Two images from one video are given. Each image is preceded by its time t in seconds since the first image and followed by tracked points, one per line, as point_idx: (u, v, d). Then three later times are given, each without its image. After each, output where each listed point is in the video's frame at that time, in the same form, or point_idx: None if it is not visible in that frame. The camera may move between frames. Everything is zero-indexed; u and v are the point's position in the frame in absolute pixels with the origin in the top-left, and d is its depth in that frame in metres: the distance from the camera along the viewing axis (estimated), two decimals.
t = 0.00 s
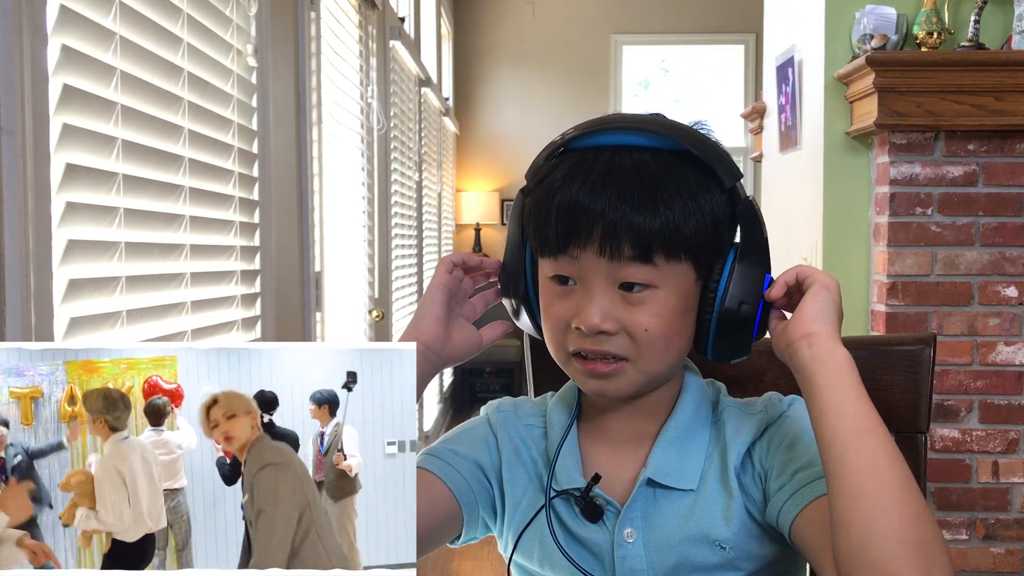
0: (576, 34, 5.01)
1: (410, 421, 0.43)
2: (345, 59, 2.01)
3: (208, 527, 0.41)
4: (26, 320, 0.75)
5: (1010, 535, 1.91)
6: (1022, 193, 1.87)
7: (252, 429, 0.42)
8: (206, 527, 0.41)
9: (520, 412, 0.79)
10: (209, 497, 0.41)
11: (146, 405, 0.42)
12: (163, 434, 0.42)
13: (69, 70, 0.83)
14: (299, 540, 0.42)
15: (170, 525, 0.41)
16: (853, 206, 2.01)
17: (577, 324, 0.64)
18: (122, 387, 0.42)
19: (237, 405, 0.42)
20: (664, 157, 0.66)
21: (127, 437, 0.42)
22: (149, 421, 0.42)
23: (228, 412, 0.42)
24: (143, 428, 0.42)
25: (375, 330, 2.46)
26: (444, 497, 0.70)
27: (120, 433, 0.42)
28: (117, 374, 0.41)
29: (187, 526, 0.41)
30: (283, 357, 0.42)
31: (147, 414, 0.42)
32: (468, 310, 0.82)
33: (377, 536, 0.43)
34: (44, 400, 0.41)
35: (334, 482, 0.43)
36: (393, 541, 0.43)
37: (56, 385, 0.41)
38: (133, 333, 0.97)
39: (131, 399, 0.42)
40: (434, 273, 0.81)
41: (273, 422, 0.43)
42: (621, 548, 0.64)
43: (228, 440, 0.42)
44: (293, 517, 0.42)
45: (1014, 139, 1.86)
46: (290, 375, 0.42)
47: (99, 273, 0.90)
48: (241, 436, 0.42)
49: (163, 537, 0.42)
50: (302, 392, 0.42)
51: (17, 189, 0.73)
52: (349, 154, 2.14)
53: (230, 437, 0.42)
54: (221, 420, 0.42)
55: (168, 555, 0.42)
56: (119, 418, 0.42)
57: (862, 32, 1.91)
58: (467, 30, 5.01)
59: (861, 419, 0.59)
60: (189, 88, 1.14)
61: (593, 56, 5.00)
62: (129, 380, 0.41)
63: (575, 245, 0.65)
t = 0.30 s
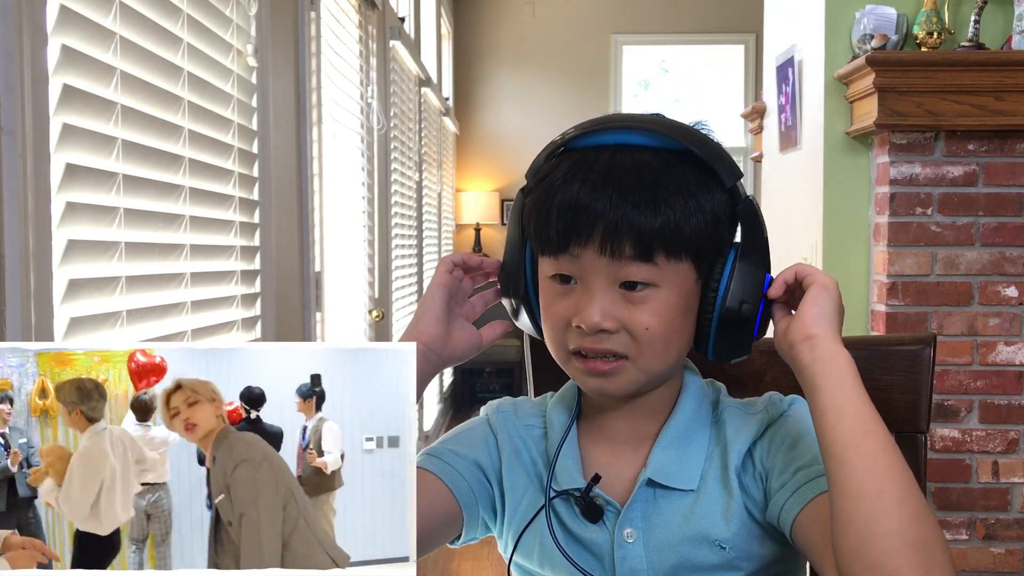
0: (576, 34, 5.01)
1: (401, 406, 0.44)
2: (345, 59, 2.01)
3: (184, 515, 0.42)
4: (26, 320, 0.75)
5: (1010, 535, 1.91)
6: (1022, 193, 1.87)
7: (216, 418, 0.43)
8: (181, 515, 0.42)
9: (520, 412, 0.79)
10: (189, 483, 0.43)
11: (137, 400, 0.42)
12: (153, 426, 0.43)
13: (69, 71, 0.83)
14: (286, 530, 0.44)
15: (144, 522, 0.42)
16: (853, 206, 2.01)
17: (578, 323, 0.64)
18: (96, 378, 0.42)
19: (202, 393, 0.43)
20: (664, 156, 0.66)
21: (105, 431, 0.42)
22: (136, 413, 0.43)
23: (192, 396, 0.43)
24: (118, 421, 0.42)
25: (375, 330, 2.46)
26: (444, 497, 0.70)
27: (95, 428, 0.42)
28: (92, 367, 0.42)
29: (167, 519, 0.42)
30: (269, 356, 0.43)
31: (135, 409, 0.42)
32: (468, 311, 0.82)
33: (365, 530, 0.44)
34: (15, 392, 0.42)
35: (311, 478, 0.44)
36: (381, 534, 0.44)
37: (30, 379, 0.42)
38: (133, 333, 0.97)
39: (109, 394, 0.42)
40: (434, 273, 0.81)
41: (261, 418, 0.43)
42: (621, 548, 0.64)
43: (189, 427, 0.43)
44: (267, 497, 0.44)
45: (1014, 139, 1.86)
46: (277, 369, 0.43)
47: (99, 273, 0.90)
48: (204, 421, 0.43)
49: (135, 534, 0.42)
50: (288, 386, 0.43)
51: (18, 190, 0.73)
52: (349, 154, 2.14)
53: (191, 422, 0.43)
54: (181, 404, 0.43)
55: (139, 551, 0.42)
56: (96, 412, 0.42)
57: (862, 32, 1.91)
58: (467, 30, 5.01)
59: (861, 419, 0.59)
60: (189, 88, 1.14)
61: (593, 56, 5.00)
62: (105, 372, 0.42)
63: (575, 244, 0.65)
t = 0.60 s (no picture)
0: (576, 34, 5.01)
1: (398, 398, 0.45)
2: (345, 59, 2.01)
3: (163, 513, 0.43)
4: (26, 321, 0.75)
5: (1010, 535, 1.91)
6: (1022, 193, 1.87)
7: (205, 457, 0.44)
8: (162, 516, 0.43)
9: (520, 413, 0.79)
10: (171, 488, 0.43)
11: (119, 394, 0.43)
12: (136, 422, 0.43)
13: (69, 70, 0.83)
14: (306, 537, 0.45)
15: (122, 526, 0.43)
16: (852, 207, 2.01)
17: (577, 323, 0.64)
18: (73, 371, 0.43)
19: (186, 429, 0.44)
20: (664, 156, 0.66)
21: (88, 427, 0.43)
22: (119, 408, 0.43)
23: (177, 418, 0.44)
24: (100, 416, 0.43)
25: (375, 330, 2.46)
26: (444, 497, 0.70)
27: (79, 423, 0.43)
28: (67, 357, 0.43)
29: (145, 527, 0.43)
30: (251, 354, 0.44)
31: (119, 402, 0.43)
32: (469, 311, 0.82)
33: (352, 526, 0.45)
34: None
35: (297, 478, 0.44)
36: (380, 534, 0.45)
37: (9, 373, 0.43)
38: (133, 333, 0.97)
39: (88, 387, 0.43)
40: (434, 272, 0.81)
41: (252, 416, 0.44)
42: (621, 549, 0.64)
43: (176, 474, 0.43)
44: (274, 530, 0.45)
45: (1014, 139, 1.86)
46: (262, 366, 0.44)
47: (99, 273, 0.90)
48: (189, 462, 0.44)
49: (116, 538, 0.43)
50: (270, 382, 0.44)
51: (17, 190, 0.73)
52: (349, 154, 2.14)
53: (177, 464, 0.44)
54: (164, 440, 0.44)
55: (121, 553, 0.43)
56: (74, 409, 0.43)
57: (862, 33, 1.91)
58: (467, 31, 5.01)
59: (861, 419, 0.59)
60: (189, 88, 1.14)
61: (593, 56, 5.00)
62: (80, 363, 0.43)
63: (575, 244, 0.65)
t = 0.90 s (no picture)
0: (576, 34, 5.01)
1: (404, 406, 0.43)
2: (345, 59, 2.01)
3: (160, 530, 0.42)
4: (26, 320, 0.75)
5: (1010, 535, 1.90)
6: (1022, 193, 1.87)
7: (284, 440, 0.43)
8: (164, 530, 0.42)
9: (520, 413, 0.79)
10: (169, 499, 0.42)
11: (112, 395, 0.42)
12: (130, 427, 0.42)
13: (69, 70, 0.83)
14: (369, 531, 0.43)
15: (113, 541, 0.42)
16: (853, 207, 2.01)
17: (576, 321, 0.64)
18: (63, 370, 0.42)
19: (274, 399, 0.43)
20: (665, 156, 0.66)
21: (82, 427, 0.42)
22: (112, 410, 0.41)
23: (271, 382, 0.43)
24: (91, 420, 0.42)
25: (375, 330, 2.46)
26: (444, 497, 0.70)
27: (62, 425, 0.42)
28: (55, 355, 0.41)
29: (137, 539, 0.42)
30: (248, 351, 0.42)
31: (112, 404, 0.42)
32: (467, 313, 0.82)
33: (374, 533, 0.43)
34: None
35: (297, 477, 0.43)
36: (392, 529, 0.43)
37: None
38: (133, 333, 0.97)
39: (79, 387, 0.42)
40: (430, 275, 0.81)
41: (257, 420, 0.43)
42: (621, 548, 0.64)
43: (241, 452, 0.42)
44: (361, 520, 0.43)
45: (1014, 139, 1.86)
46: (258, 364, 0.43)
47: (99, 272, 0.90)
48: (267, 437, 0.43)
49: (106, 552, 0.42)
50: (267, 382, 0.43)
51: (17, 190, 0.73)
52: (348, 154, 2.14)
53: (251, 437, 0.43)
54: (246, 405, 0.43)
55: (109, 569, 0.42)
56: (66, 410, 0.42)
57: (862, 32, 1.91)
58: (468, 31, 5.01)
59: (860, 419, 0.59)
60: (189, 88, 1.14)
61: (593, 56, 5.00)
62: (70, 362, 0.41)
63: (576, 243, 0.65)
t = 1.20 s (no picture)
0: (576, 34, 5.01)
1: (389, 407, 0.43)
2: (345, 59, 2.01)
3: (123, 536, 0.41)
4: (26, 321, 0.75)
5: (1010, 535, 1.90)
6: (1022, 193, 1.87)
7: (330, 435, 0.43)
8: (129, 536, 0.41)
9: (520, 413, 0.79)
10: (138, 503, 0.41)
11: (83, 397, 0.41)
12: (98, 432, 0.41)
13: (69, 71, 0.83)
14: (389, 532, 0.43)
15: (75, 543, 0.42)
16: (852, 207, 2.01)
17: (576, 319, 0.64)
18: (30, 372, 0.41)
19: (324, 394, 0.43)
20: (665, 155, 0.66)
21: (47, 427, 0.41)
22: (82, 413, 0.41)
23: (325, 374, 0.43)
24: (57, 421, 0.41)
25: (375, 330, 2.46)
26: (444, 496, 0.70)
27: None
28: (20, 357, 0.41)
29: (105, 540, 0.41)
30: (242, 351, 0.42)
31: (81, 408, 0.41)
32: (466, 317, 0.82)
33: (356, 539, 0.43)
34: None
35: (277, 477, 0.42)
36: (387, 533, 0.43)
37: None
38: (133, 333, 0.97)
39: (46, 389, 0.41)
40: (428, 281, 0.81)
41: (211, 427, 0.42)
42: (621, 547, 0.64)
43: (285, 443, 0.42)
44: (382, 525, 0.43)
45: (1014, 139, 1.86)
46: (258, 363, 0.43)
47: (99, 273, 0.90)
48: (315, 430, 0.43)
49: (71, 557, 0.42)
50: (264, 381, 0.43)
51: (17, 189, 0.73)
52: (349, 154, 2.14)
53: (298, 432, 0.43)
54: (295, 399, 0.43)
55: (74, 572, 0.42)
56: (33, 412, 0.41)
57: (862, 32, 1.91)
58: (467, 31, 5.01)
59: (859, 419, 0.59)
60: (189, 88, 1.14)
61: (593, 56, 5.00)
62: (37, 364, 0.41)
63: (576, 242, 0.64)
